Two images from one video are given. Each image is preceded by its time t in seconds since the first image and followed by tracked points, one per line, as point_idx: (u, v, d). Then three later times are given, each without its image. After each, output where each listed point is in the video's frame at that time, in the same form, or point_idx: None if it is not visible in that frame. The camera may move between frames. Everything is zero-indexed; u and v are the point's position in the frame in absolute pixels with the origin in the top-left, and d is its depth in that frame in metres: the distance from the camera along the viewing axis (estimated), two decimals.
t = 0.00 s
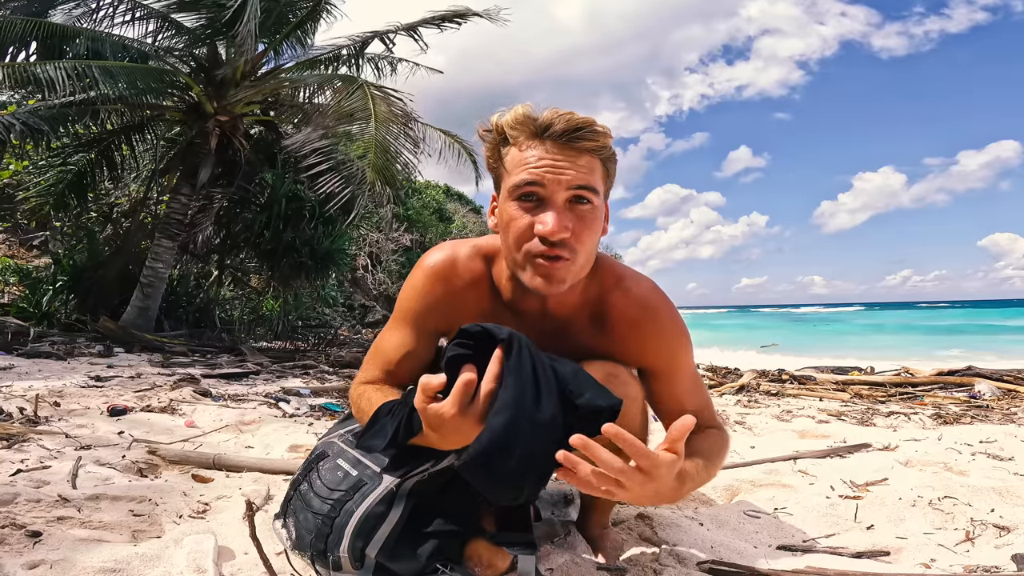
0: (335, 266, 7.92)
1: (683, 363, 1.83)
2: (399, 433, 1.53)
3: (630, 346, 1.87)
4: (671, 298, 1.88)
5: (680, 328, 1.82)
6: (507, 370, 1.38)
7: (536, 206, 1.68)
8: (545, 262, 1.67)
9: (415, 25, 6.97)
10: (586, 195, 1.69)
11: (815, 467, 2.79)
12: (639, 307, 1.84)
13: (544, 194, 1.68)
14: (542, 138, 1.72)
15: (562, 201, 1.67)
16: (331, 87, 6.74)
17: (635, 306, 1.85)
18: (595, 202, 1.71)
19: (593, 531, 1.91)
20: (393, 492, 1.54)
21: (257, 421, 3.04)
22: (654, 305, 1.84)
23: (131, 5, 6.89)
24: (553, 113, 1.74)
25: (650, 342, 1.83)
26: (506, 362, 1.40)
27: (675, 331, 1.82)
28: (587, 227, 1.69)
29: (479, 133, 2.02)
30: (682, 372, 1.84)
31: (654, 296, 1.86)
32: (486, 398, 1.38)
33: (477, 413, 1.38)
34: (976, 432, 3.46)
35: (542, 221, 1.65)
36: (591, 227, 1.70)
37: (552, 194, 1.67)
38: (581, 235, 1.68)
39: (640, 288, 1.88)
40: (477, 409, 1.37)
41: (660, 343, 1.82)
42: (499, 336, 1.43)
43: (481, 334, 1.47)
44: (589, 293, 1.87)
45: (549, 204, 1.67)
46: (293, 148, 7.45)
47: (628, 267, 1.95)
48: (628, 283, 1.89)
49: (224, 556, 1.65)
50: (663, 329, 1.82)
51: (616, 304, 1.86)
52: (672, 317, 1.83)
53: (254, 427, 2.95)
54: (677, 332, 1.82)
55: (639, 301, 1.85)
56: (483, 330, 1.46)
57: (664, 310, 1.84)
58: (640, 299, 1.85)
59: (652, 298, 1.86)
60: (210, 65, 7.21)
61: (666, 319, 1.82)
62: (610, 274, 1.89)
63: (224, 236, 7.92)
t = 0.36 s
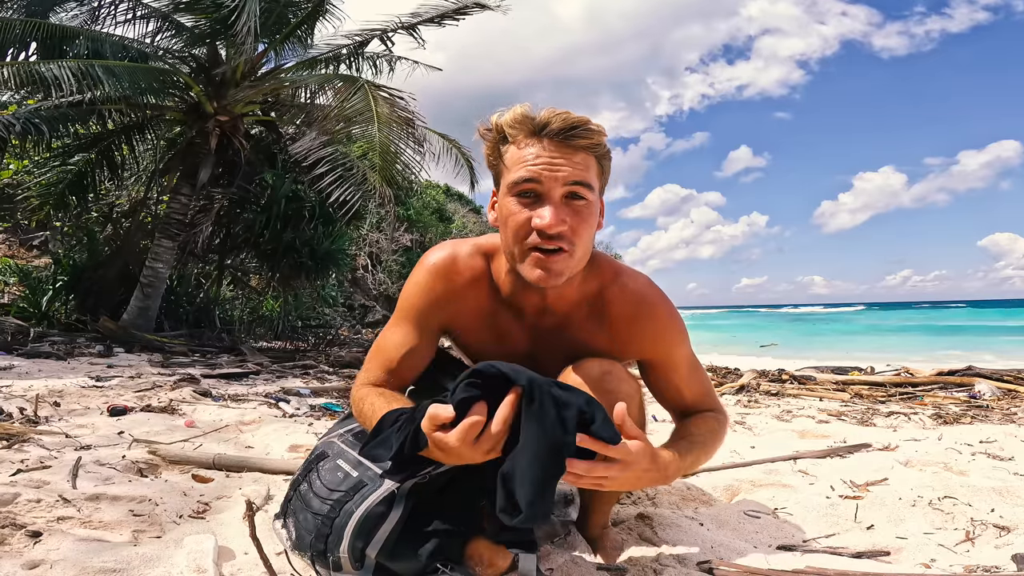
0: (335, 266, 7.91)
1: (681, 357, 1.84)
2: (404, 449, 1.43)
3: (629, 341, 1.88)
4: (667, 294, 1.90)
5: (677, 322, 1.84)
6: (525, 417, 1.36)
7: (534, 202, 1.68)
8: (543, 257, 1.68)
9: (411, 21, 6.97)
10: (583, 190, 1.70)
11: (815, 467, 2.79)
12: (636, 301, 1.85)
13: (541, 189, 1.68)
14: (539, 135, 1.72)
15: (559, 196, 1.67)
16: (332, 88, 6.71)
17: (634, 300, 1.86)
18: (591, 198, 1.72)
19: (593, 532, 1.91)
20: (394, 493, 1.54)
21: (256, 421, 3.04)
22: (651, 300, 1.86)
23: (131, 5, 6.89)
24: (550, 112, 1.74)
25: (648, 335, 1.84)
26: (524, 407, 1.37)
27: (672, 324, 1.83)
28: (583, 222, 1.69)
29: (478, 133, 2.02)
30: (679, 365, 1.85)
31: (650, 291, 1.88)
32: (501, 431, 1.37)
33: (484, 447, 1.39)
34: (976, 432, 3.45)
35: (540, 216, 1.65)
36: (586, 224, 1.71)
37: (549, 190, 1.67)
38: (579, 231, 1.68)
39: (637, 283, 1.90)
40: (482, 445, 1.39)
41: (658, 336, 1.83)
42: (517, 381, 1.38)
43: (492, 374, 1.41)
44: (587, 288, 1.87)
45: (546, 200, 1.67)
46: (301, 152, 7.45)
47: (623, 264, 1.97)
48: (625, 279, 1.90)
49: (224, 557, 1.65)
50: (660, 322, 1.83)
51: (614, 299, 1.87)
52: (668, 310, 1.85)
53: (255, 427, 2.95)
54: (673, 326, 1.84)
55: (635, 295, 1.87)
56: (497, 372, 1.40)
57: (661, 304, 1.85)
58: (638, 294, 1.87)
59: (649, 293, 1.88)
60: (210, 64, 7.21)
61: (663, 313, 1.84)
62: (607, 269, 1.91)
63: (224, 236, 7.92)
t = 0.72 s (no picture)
0: (335, 266, 7.90)
1: (680, 351, 1.85)
2: (396, 461, 1.41)
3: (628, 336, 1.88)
4: (665, 290, 1.90)
5: (675, 316, 1.84)
6: (510, 442, 1.36)
7: (535, 203, 1.68)
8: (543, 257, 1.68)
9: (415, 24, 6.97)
10: (583, 192, 1.70)
11: (815, 467, 2.79)
12: (635, 297, 1.86)
13: (540, 190, 1.68)
14: (543, 136, 1.72)
15: (559, 196, 1.68)
16: (332, 87, 6.72)
17: (633, 295, 1.87)
18: (593, 200, 1.72)
19: (592, 530, 1.91)
20: (393, 496, 1.53)
21: (256, 421, 3.04)
22: (650, 294, 1.87)
23: (130, 5, 6.89)
24: (555, 114, 1.74)
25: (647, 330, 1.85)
26: (510, 433, 1.36)
27: (670, 318, 1.84)
28: (583, 223, 1.70)
29: (484, 131, 2.02)
30: (679, 360, 1.86)
31: (648, 286, 1.89)
32: (483, 456, 1.37)
33: (468, 475, 1.37)
34: (976, 432, 3.45)
35: (539, 217, 1.66)
36: (586, 225, 1.71)
37: (550, 191, 1.68)
38: (577, 231, 1.69)
39: (634, 279, 1.91)
40: (465, 474, 1.36)
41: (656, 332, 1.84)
42: (495, 409, 1.35)
43: (463, 408, 1.36)
44: (585, 285, 1.88)
45: (547, 201, 1.67)
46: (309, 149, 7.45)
47: (621, 260, 1.98)
48: (623, 275, 1.91)
49: (224, 556, 1.65)
50: (659, 317, 1.84)
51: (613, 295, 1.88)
52: (665, 305, 1.85)
53: (254, 427, 2.95)
54: (671, 320, 1.84)
55: (634, 291, 1.87)
56: (471, 403, 1.35)
57: (659, 298, 1.86)
58: (636, 289, 1.88)
59: (647, 288, 1.89)
60: (210, 64, 7.21)
61: (661, 307, 1.85)
62: (606, 265, 1.92)
63: (224, 236, 7.92)
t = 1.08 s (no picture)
0: (335, 266, 7.90)
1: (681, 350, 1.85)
2: (396, 465, 1.41)
3: (630, 336, 1.88)
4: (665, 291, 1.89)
5: (676, 315, 1.84)
6: (510, 451, 1.37)
7: (532, 208, 1.68)
8: (542, 262, 1.68)
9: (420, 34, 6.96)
10: (582, 195, 1.70)
11: (815, 467, 2.79)
12: (636, 298, 1.86)
13: (538, 195, 1.68)
14: (537, 139, 1.72)
15: (557, 201, 1.68)
16: (331, 87, 6.75)
17: (635, 296, 1.86)
18: (591, 203, 1.72)
19: (593, 530, 1.90)
20: (393, 498, 1.53)
21: (256, 421, 3.04)
22: (651, 295, 1.86)
23: (130, 5, 6.88)
24: (550, 116, 1.74)
25: (649, 331, 1.85)
26: (511, 441, 1.37)
27: (672, 318, 1.83)
28: (582, 227, 1.70)
29: (474, 134, 2.01)
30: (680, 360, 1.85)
31: (649, 287, 1.89)
32: (483, 463, 1.36)
33: (469, 480, 1.35)
34: (976, 432, 3.45)
35: (538, 224, 1.66)
36: (585, 228, 1.72)
37: (548, 196, 1.68)
38: (577, 234, 1.69)
39: (636, 280, 1.90)
40: (466, 478, 1.35)
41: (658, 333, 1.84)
42: (497, 418, 1.36)
43: (468, 415, 1.37)
44: (585, 286, 1.88)
45: (545, 206, 1.67)
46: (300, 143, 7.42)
47: (621, 260, 1.97)
48: (624, 276, 1.91)
49: (224, 556, 1.65)
50: (661, 318, 1.83)
51: (614, 296, 1.87)
52: (665, 305, 1.85)
53: (254, 427, 2.95)
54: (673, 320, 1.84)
55: (635, 292, 1.87)
56: (473, 409, 1.36)
57: (660, 299, 1.86)
58: (638, 290, 1.87)
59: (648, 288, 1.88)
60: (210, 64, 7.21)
61: (663, 307, 1.84)
62: (606, 267, 1.91)
63: (224, 236, 7.93)
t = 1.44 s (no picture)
0: (335, 266, 7.90)
1: (679, 355, 1.85)
2: (398, 466, 1.41)
3: (628, 341, 1.88)
4: (665, 296, 1.89)
5: (674, 320, 1.84)
6: (515, 456, 1.37)
7: (533, 212, 1.68)
8: (542, 266, 1.68)
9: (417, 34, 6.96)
10: (583, 200, 1.70)
11: (814, 467, 2.79)
12: (635, 303, 1.86)
13: (539, 199, 1.68)
14: (540, 142, 1.72)
15: (558, 205, 1.67)
16: (331, 88, 6.77)
17: (634, 300, 1.86)
18: (593, 207, 1.72)
19: (593, 531, 1.90)
20: (393, 498, 1.53)
21: (256, 421, 3.04)
22: (650, 300, 1.86)
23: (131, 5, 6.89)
24: (553, 120, 1.74)
25: (647, 335, 1.85)
26: (517, 445, 1.37)
27: (670, 323, 1.84)
28: (583, 231, 1.70)
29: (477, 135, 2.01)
30: (679, 365, 1.86)
31: (648, 291, 1.89)
32: (490, 466, 1.36)
33: (475, 481, 1.35)
34: (976, 432, 3.46)
35: (539, 228, 1.66)
36: (586, 233, 1.72)
37: (550, 201, 1.67)
38: (577, 239, 1.69)
39: (635, 284, 1.90)
40: (472, 480, 1.35)
41: (656, 337, 1.84)
42: (504, 422, 1.37)
43: (477, 418, 1.38)
44: (585, 289, 1.88)
45: (547, 211, 1.67)
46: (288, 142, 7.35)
47: (621, 264, 1.97)
48: (624, 279, 1.90)
49: (224, 556, 1.65)
50: (660, 323, 1.83)
51: (613, 300, 1.87)
52: (664, 309, 1.85)
53: (254, 427, 2.95)
54: (671, 325, 1.84)
55: (635, 297, 1.86)
56: (483, 413, 1.38)
57: (659, 304, 1.86)
58: (637, 294, 1.87)
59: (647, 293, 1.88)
60: (211, 65, 7.21)
61: (662, 312, 1.84)
62: (606, 270, 1.91)
63: (224, 236, 7.95)
